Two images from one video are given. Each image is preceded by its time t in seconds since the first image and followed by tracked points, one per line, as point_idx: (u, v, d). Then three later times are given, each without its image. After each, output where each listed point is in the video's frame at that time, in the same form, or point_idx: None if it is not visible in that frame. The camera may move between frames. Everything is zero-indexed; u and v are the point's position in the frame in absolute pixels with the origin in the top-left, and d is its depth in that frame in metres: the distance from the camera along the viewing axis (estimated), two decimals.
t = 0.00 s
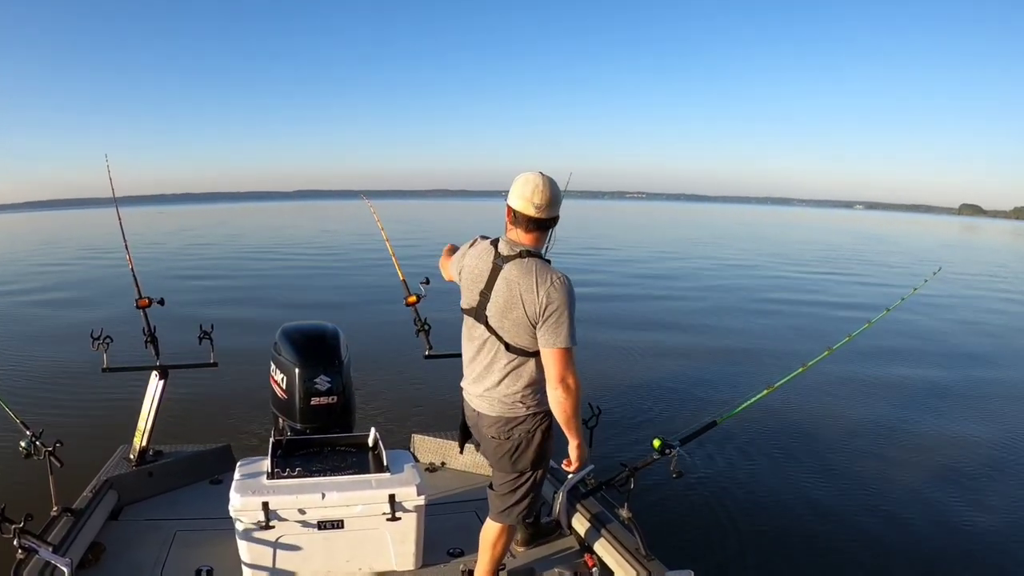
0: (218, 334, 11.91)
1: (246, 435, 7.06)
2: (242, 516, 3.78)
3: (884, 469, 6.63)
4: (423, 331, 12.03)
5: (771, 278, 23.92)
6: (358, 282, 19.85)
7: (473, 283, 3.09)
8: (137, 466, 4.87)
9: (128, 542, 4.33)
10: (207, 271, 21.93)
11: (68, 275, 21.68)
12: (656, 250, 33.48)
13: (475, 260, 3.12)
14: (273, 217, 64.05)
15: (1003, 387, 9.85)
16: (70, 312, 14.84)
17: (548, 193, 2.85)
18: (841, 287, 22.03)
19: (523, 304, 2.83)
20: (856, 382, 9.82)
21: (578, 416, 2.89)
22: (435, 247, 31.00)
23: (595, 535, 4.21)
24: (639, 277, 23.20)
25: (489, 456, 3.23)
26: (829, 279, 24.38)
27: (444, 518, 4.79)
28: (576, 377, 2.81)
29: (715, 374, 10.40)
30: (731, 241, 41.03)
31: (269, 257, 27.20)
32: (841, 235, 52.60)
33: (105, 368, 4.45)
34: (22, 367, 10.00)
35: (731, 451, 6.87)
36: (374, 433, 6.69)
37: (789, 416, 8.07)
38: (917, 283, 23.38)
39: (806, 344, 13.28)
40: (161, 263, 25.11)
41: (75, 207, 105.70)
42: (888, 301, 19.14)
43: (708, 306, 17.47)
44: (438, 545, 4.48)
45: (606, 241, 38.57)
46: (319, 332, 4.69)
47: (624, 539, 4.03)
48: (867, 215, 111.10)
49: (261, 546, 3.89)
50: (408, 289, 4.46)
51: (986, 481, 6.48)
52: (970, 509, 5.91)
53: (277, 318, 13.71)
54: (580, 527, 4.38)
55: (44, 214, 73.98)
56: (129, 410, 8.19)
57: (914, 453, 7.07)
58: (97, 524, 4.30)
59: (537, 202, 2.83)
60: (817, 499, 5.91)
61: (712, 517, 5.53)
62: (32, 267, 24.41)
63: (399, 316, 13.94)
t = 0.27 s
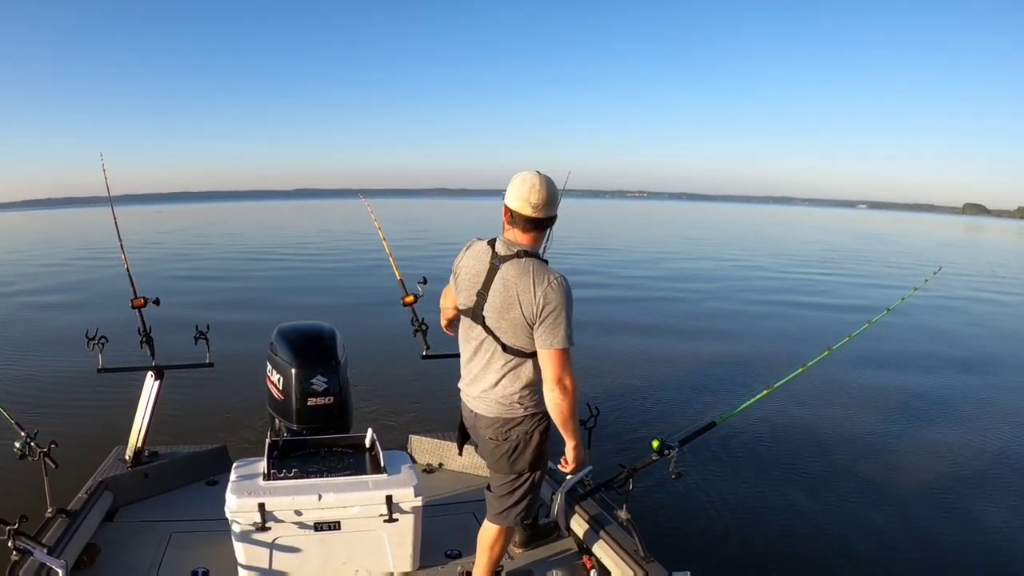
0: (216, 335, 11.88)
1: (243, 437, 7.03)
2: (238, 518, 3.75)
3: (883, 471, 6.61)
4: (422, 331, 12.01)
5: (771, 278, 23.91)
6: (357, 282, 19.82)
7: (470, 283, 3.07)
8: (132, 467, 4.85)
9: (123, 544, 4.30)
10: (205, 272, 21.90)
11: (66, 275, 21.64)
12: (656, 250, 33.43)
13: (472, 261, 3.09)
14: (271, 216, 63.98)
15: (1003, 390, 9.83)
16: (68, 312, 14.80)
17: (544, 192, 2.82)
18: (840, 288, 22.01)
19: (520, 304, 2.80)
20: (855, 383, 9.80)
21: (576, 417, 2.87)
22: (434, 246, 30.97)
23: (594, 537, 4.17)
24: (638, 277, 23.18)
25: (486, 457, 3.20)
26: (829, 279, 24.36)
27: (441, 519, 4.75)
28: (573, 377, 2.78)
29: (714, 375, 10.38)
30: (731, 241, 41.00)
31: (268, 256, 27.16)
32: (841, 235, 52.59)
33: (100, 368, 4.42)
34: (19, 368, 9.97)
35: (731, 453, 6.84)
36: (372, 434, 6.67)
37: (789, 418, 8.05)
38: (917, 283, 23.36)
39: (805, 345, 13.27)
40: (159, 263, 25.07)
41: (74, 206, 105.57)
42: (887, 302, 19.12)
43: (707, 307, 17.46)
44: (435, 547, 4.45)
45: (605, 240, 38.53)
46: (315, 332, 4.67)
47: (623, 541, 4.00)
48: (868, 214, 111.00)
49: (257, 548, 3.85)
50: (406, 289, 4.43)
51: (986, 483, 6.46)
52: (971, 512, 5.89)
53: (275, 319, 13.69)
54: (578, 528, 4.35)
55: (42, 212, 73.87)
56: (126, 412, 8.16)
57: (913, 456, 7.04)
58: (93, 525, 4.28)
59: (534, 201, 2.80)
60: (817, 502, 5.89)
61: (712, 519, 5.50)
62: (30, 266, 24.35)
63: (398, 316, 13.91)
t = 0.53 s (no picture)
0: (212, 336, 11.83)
1: (239, 438, 7.01)
2: (234, 519, 3.72)
3: (883, 474, 6.60)
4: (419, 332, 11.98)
5: (769, 279, 23.89)
6: (355, 283, 19.78)
7: (467, 283, 3.03)
8: (128, 468, 4.81)
9: (118, 545, 4.27)
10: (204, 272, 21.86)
11: (61, 275, 21.53)
12: (654, 250, 33.41)
13: (468, 260, 3.05)
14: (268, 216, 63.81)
15: (1001, 392, 9.83)
16: (63, 313, 14.71)
17: (539, 190, 2.79)
18: (839, 289, 22.00)
19: (517, 302, 2.76)
20: (853, 385, 9.79)
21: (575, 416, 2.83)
22: (433, 246, 30.91)
23: (593, 538, 4.14)
24: (637, 278, 23.14)
25: (484, 458, 3.16)
26: (828, 279, 24.35)
27: (439, 520, 4.73)
28: (572, 376, 2.75)
29: (711, 376, 10.35)
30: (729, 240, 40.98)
31: (265, 256, 27.09)
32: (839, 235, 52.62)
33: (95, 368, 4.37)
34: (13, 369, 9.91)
35: (730, 455, 6.81)
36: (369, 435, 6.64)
37: (788, 419, 8.03)
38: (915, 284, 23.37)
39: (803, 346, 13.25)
40: (156, 263, 24.97)
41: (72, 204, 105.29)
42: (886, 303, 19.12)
43: (706, 308, 17.44)
44: (433, 548, 4.42)
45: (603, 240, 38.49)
46: (312, 332, 4.64)
47: (621, 542, 3.97)
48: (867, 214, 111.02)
49: (254, 550, 3.82)
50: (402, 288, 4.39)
51: (985, 486, 6.45)
52: (971, 515, 5.88)
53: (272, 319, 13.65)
54: (576, 529, 4.32)
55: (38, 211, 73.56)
56: (121, 413, 8.12)
57: (913, 459, 7.03)
58: (88, 527, 4.24)
59: (529, 200, 2.77)
60: (817, 504, 5.86)
61: (711, 521, 5.48)
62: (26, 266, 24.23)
63: (395, 317, 13.87)
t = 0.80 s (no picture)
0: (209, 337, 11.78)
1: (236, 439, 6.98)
2: (230, 520, 3.69)
3: (883, 476, 6.58)
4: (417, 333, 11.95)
5: (767, 279, 23.87)
6: (353, 283, 19.73)
7: (463, 281, 3.00)
8: (123, 469, 4.78)
9: (113, 547, 4.24)
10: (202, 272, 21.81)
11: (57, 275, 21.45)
12: (653, 250, 33.36)
13: (464, 259, 3.02)
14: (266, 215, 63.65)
15: (999, 395, 9.83)
16: (59, 314, 14.65)
17: (535, 188, 2.75)
18: (837, 290, 22.00)
19: (513, 301, 2.73)
20: (851, 387, 9.78)
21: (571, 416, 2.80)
22: (431, 246, 30.87)
23: (592, 540, 4.10)
24: (635, 278, 23.11)
25: (480, 460, 3.13)
26: (826, 280, 24.34)
27: (436, 522, 4.70)
28: (568, 376, 2.72)
29: (710, 377, 10.33)
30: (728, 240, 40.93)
31: (263, 256, 27.02)
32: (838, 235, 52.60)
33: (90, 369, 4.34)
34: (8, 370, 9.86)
35: (729, 457, 6.79)
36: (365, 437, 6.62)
37: (786, 421, 8.01)
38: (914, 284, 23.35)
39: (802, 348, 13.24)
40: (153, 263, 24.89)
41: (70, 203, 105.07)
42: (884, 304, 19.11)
43: (704, 310, 17.42)
44: (430, 550, 4.39)
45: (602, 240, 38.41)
46: (308, 332, 4.61)
47: (620, 544, 3.93)
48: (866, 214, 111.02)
49: (250, 551, 3.79)
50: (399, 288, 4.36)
51: (985, 489, 6.44)
52: (971, 518, 5.85)
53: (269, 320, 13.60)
54: (575, 531, 4.29)
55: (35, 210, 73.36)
56: (117, 415, 8.08)
57: (912, 461, 7.01)
58: (82, 528, 4.21)
59: (524, 199, 2.74)
60: (817, 507, 5.84)
61: (709, 522, 5.46)
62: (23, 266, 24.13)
63: (392, 317, 13.84)
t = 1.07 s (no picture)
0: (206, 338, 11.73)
1: (232, 441, 6.94)
2: (226, 521, 3.66)
3: (882, 477, 6.55)
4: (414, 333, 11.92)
5: (767, 279, 23.84)
6: (351, 283, 19.67)
7: (458, 280, 2.98)
8: (118, 470, 4.75)
9: (108, 549, 4.20)
10: (200, 272, 21.74)
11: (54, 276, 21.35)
12: (652, 250, 33.33)
13: (460, 258, 3.00)
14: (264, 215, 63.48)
15: (998, 396, 9.81)
16: (55, 314, 14.57)
17: (531, 188, 2.72)
18: (836, 290, 21.99)
19: (506, 302, 2.70)
20: (851, 388, 9.75)
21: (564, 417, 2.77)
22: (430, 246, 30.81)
23: (590, 541, 4.07)
24: (634, 278, 23.08)
25: (476, 460, 3.11)
26: (826, 280, 24.31)
27: (434, 524, 4.67)
28: (561, 378, 2.69)
29: (709, 378, 10.30)
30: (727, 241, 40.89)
31: (261, 256, 26.94)
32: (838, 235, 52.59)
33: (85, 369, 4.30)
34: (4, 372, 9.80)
35: (728, 458, 6.76)
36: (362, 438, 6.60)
37: (785, 422, 7.98)
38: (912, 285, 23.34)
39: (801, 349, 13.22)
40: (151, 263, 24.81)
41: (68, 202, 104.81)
42: (883, 305, 19.09)
43: (703, 311, 17.40)
44: (428, 552, 4.36)
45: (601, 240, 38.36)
46: (305, 332, 4.58)
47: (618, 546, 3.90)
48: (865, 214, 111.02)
49: (246, 553, 3.76)
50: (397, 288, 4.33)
51: (984, 490, 6.42)
52: (970, 519, 5.84)
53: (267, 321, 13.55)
54: (573, 532, 4.26)
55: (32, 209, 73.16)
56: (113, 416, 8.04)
57: (911, 462, 6.99)
58: (77, 529, 4.18)
59: (521, 199, 2.71)
60: (817, 508, 5.82)
61: (708, 524, 5.43)
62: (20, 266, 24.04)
63: (390, 318, 13.79)
